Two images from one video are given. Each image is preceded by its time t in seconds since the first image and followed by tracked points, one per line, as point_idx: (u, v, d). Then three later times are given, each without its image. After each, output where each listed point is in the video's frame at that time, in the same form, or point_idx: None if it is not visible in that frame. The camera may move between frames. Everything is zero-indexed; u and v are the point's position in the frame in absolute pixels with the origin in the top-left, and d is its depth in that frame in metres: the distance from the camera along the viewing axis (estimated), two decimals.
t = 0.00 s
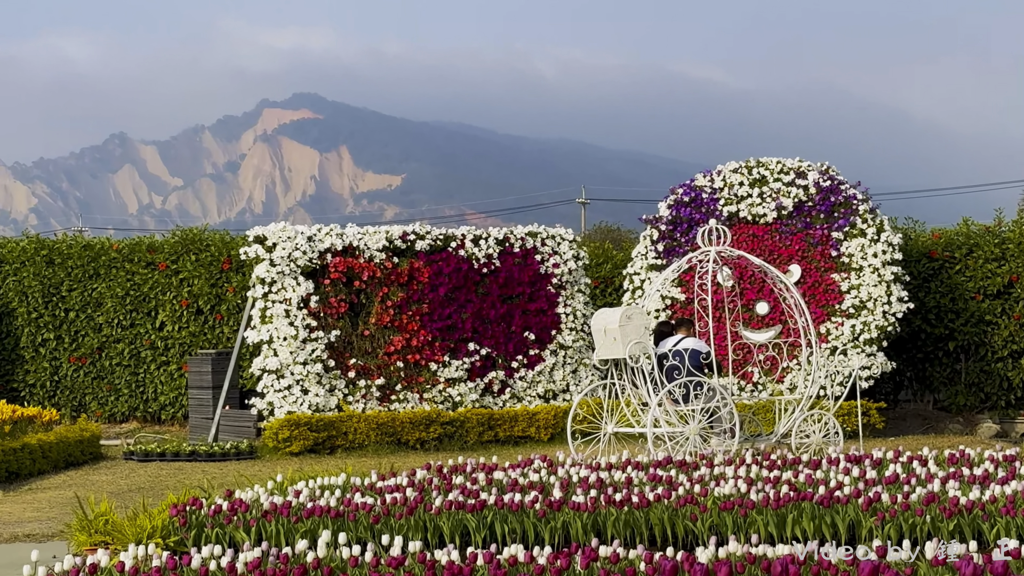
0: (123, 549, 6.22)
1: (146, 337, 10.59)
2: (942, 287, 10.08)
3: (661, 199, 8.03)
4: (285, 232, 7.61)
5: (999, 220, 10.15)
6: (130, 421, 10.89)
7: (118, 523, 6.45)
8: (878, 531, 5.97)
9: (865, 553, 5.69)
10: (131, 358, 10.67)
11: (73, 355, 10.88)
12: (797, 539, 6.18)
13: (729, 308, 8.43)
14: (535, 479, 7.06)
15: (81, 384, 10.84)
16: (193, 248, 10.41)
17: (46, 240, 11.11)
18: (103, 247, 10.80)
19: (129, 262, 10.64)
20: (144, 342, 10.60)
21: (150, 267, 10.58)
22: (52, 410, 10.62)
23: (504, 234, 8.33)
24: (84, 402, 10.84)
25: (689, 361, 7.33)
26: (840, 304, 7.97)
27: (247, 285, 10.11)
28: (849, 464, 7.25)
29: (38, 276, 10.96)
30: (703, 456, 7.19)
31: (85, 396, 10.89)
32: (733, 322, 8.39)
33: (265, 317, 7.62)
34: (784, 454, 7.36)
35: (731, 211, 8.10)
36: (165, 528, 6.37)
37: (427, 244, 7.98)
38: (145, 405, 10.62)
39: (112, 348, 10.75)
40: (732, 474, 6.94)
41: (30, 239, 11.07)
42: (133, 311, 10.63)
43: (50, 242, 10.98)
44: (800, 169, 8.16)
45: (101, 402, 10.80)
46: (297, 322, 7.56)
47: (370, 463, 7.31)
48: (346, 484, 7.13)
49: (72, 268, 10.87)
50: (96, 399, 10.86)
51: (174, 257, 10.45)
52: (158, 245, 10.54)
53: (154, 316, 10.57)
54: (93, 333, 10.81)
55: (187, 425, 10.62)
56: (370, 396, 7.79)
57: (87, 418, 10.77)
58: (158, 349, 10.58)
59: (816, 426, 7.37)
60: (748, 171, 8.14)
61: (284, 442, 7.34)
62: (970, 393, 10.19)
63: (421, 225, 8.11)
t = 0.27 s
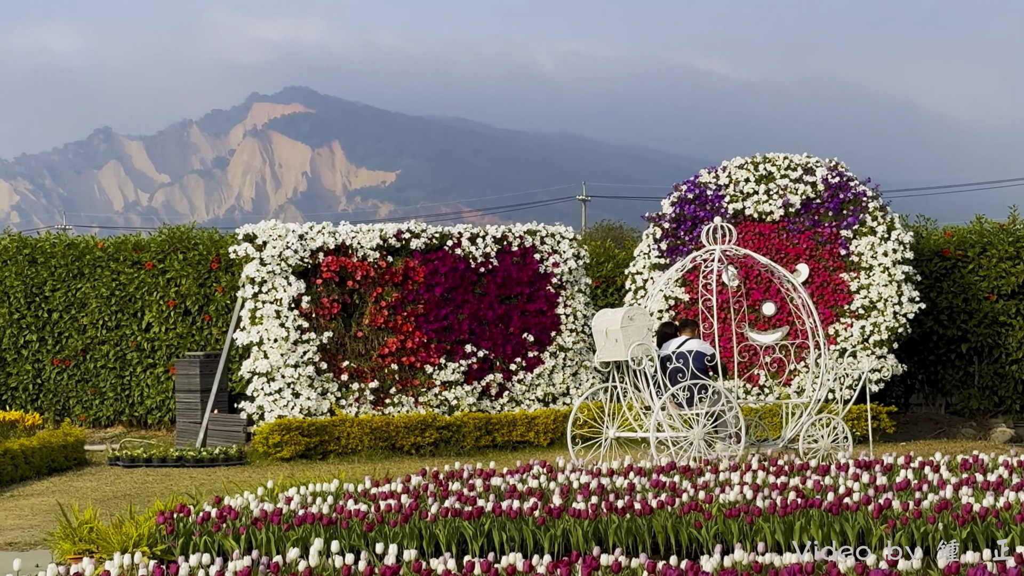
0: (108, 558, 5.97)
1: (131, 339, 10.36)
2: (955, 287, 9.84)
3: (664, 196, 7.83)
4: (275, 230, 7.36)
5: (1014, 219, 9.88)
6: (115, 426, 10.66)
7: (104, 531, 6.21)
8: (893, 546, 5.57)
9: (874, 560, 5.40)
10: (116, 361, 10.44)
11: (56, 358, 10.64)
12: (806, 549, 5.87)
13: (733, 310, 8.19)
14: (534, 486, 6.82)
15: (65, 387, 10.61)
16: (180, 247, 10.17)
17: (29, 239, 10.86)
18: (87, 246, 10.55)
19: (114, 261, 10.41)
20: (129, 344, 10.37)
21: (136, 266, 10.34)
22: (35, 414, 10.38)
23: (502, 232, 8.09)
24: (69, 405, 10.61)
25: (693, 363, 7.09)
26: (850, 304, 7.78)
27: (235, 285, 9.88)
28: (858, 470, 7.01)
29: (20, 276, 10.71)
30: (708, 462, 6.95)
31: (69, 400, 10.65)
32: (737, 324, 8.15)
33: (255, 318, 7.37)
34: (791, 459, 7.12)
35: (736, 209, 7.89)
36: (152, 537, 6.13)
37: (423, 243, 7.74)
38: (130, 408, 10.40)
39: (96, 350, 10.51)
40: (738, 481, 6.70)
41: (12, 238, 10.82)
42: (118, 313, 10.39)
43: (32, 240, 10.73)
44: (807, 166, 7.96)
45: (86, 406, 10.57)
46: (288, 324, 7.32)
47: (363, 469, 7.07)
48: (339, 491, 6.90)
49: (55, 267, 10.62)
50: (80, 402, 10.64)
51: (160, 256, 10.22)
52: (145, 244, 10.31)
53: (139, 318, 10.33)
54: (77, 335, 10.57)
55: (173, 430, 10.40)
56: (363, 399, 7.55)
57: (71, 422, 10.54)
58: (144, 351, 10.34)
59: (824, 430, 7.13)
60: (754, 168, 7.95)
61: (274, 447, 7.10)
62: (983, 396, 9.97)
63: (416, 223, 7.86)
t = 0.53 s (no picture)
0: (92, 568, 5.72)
1: (117, 341, 10.13)
2: (969, 287, 9.60)
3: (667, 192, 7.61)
4: (265, 228, 7.13)
5: None
6: (99, 430, 10.41)
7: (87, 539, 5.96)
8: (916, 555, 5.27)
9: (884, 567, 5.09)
10: (101, 363, 10.20)
11: (38, 360, 10.39)
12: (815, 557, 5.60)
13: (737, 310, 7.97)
14: (533, 492, 6.58)
15: (48, 390, 10.36)
16: (167, 246, 9.97)
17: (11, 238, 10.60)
18: (70, 244, 10.32)
19: (98, 260, 10.19)
20: (114, 345, 10.13)
21: (121, 266, 10.11)
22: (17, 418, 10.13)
23: (500, 230, 7.85)
24: (52, 409, 10.36)
25: (697, 366, 6.86)
26: (859, 305, 7.55)
27: (224, 285, 9.70)
28: (868, 476, 6.77)
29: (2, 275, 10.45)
30: (713, 468, 6.70)
31: (51, 404, 10.40)
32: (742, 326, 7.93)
33: (244, 319, 7.15)
34: (799, 465, 6.88)
35: (742, 206, 7.67)
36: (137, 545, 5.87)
37: (418, 241, 7.50)
38: (115, 413, 10.16)
39: (80, 353, 10.27)
40: (744, 487, 6.46)
41: None
42: (103, 313, 10.16)
43: (14, 239, 10.48)
44: (816, 161, 7.73)
45: (69, 410, 10.33)
46: (278, 325, 7.10)
47: (357, 475, 6.83)
48: (331, 497, 6.66)
49: (37, 266, 10.37)
50: (63, 407, 10.38)
51: (146, 256, 10.00)
52: (131, 243, 10.08)
53: (124, 318, 10.10)
54: (60, 337, 10.32)
55: (159, 435, 10.14)
56: (356, 403, 7.33)
57: (53, 427, 10.29)
58: (128, 353, 10.10)
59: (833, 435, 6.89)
60: (761, 163, 7.72)
61: (264, 453, 6.87)
62: (997, 400, 9.76)
63: (411, 221, 7.62)
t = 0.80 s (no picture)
0: None
1: (111, 342, 9.91)
2: (990, 286, 9.41)
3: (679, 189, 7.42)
4: (264, 227, 6.91)
5: None
6: (94, 435, 10.18)
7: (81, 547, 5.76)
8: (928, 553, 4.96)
9: None
10: (95, 365, 9.99)
11: (30, 363, 10.18)
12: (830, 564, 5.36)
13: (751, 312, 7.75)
14: (540, 499, 6.37)
15: (41, 393, 10.14)
16: (162, 244, 9.73)
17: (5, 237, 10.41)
18: (63, 242, 10.11)
19: (92, 259, 9.98)
20: (109, 347, 9.91)
21: (116, 265, 9.90)
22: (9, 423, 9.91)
23: (507, 228, 7.63)
24: (45, 413, 10.14)
25: (710, 369, 6.64)
26: (876, 305, 7.39)
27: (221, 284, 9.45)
28: (887, 482, 6.55)
29: None
30: (726, 474, 6.49)
31: (44, 407, 10.19)
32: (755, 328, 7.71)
33: (242, 321, 6.93)
34: (815, 471, 6.66)
35: (757, 203, 7.49)
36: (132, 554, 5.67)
37: (422, 239, 7.28)
38: (109, 416, 9.93)
39: (74, 355, 10.06)
40: (759, 494, 6.25)
41: None
42: (98, 314, 9.95)
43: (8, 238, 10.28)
44: (832, 157, 7.55)
45: (62, 413, 10.11)
46: (278, 326, 6.89)
47: (359, 481, 6.63)
48: (333, 505, 6.48)
49: (29, 266, 10.17)
50: (57, 410, 10.18)
51: (141, 255, 9.79)
52: (126, 242, 9.86)
53: (119, 319, 9.90)
54: (53, 339, 10.11)
55: (155, 439, 9.92)
56: (358, 407, 7.10)
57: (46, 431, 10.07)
58: (123, 355, 9.89)
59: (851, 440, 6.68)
60: (776, 159, 7.54)
61: (263, 458, 6.66)
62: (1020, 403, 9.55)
63: (415, 219, 7.40)
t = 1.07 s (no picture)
0: None
1: (162, 344, 9.71)
2: None
3: (754, 185, 7.65)
4: (322, 225, 6.72)
5: None
6: (143, 441, 9.94)
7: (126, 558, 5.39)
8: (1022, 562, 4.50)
9: None
10: (145, 368, 9.77)
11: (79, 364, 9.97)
12: None
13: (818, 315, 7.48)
14: (607, 506, 6.12)
15: (90, 396, 9.92)
16: (215, 243, 9.54)
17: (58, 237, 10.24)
18: (114, 240, 9.87)
19: (143, 258, 9.76)
20: (160, 349, 9.70)
21: (168, 265, 9.69)
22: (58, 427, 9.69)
23: (573, 226, 7.41)
24: (93, 417, 9.91)
25: (783, 371, 6.39)
26: (954, 305, 7.58)
27: (276, 285, 9.29)
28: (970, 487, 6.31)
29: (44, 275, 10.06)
30: (800, 480, 6.24)
31: (92, 411, 9.96)
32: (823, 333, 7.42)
33: (298, 322, 6.75)
34: (891, 477, 6.42)
35: (832, 199, 7.69)
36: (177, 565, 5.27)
37: (484, 238, 7.04)
38: (160, 421, 9.69)
39: (123, 357, 9.85)
40: (836, 497, 6.04)
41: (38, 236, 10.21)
42: (149, 315, 9.76)
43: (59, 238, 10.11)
44: (909, 153, 7.73)
45: (111, 417, 9.88)
46: (335, 328, 6.70)
47: (418, 489, 6.40)
48: (392, 513, 6.25)
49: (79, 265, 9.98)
50: (105, 415, 9.92)
51: (195, 254, 9.58)
52: (177, 241, 9.66)
53: (171, 321, 9.70)
54: (102, 340, 9.90)
55: (206, 445, 9.68)
56: (418, 411, 6.89)
57: (95, 436, 9.83)
58: (174, 357, 9.67)
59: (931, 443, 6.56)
60: (850, 156, 7.75)
61: (319, 464, 6.45)
62: None
63: (477, 217, 7.17)
